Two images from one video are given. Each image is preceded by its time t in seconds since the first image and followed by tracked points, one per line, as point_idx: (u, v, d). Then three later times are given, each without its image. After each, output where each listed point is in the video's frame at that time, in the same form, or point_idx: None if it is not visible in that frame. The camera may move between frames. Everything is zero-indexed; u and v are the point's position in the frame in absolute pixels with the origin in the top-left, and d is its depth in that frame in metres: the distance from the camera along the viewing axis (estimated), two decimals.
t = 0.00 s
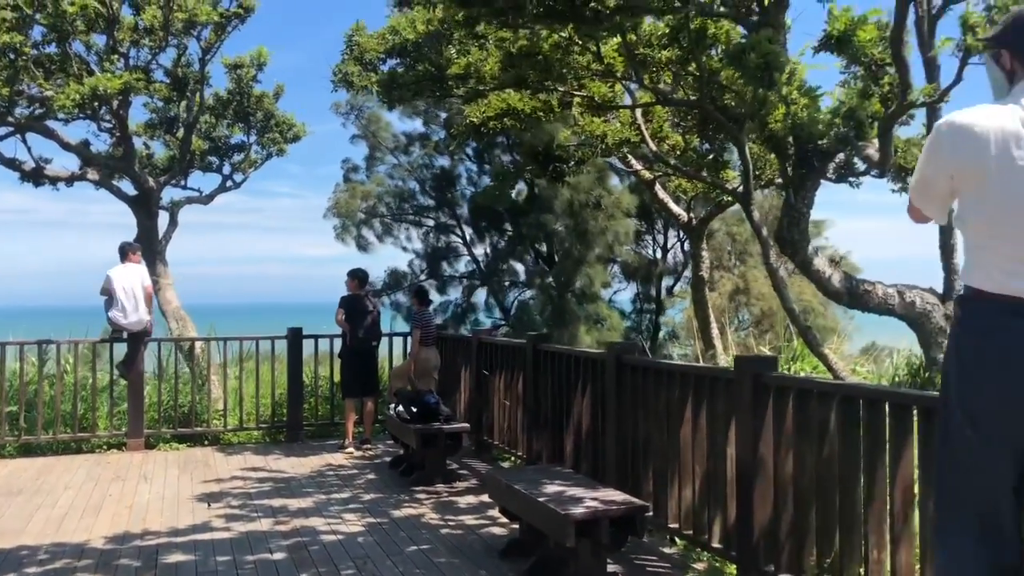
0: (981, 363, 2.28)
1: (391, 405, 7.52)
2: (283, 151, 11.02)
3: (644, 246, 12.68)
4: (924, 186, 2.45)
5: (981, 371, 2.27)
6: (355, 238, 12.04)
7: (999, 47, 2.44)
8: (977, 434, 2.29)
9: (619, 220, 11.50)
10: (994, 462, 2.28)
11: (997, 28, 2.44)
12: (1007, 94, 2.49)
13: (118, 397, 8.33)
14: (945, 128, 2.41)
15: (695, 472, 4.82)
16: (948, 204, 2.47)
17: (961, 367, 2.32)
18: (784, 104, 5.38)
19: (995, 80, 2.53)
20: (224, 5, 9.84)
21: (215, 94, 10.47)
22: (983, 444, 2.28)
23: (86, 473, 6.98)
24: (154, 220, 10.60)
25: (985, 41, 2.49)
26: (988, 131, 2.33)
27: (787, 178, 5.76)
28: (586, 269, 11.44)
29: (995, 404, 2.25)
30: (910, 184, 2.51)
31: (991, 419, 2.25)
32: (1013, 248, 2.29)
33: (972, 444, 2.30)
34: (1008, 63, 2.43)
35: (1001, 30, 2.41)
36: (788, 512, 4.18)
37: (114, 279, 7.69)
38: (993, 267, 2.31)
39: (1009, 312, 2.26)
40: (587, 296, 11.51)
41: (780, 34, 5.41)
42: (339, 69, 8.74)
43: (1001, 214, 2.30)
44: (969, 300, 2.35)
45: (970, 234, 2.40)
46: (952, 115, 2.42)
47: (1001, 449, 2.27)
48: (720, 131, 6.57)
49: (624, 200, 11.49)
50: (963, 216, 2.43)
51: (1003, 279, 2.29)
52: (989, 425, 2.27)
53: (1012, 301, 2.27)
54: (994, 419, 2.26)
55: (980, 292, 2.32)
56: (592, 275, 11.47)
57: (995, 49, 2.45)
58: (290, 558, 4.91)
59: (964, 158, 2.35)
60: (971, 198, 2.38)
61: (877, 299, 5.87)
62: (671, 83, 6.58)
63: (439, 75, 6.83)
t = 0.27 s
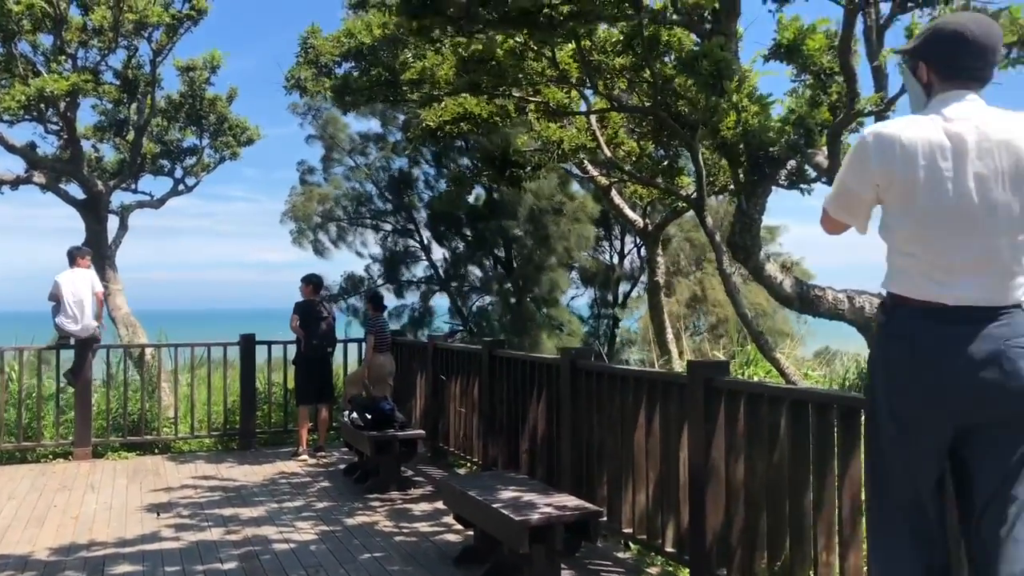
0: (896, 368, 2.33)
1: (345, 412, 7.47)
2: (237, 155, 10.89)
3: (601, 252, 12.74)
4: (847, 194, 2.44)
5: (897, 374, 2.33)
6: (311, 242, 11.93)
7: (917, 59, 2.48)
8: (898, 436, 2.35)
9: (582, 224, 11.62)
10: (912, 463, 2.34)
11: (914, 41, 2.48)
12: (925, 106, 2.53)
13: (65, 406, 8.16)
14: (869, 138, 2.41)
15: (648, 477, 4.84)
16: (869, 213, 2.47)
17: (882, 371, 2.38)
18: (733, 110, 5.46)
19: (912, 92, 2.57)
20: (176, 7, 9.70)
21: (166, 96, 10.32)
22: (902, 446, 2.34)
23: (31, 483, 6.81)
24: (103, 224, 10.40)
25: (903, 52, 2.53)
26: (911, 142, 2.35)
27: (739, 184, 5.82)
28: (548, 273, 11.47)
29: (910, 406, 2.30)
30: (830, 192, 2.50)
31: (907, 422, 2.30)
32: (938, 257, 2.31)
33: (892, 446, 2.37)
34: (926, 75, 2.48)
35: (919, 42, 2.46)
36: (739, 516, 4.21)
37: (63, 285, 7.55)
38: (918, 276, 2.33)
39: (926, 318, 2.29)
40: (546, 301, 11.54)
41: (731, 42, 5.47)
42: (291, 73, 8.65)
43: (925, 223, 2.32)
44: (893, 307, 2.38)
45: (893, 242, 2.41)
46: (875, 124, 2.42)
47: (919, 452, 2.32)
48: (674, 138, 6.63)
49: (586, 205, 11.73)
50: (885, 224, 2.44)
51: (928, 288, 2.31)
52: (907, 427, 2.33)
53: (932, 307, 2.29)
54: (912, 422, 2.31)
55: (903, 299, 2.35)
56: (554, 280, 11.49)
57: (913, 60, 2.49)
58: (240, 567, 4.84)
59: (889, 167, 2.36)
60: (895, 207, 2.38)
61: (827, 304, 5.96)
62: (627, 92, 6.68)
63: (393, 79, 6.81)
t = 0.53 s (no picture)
0: (851, 373, 2.35)
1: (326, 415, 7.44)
2: (217, 157, 10.85)
3: (583, 254, 12.79)
4: (802, 199, 2.43)
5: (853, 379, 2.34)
6: (293, 244, 11.88)
7: (869, 67, 2.50)
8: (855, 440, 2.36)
9: (568, 224, 11.66)
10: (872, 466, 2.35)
11: (866, 49, 2.50)
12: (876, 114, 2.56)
13: (43, 409, 8.09)
14: (825, 143, 2.41)
15: (629, 479, 4.86)
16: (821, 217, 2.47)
17: (838, 377, 2.39)
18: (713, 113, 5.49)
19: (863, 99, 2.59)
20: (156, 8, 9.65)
21: (146, 98, 10.26)
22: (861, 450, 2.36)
23: (8, 487, 6.75)
24: (82, 225, 10.32)
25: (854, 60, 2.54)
26: (868, 148, 2.36)
27: (720, 188, 5.86)
28: (532, 274, 11.51)
29: (868, 410, 2.32)
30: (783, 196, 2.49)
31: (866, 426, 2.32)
32: (893, 263, 2.33)
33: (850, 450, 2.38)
34: (878, 83, 2.50)
35: (871, 51, 2.48)
36: (719, 517, 4.24)
37: (43, 287, 7.52)
38: (874, 282, 2.34)
39: (883, 324, 2.32)
40: (528, 303, 11.55)
41: (711, 46, 5.52)
42: (272, 75, 8.63)
43: (880, 230, 2.34)
44: (850, 313, 2.39)
45: (848, 247, 2.42)
46: (831, 130, 2.42)
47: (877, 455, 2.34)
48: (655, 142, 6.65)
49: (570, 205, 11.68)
50: (838, 229, 2.45)
51: (883, 294, 2.33)
52: (865, 431, 2.34)
53: (891, 312, 2.32)
54: (870, 425, 2.32)
55: (859, 305, 2.37)
56: (540, 279, 11.55)
57: (865, 69, 2.51)
58: (220, 571, 4.81)
59: (845, 173, 2.37)
60: (851, 213, 2.39)
61: (805, 307, 6.03)
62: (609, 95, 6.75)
63: (375, 82, 6.82)
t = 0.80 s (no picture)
0: (841, 375, 2.35)
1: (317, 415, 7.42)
2: (209, 156, 10.82)
3: (575, 255, 12.80)
4: (798, 201, 2.40)
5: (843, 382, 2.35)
6: (283, 244, 11.86)
7: (856, 71, 2.50)
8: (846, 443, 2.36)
9: (559, 224, 11.69)
10: (863, 468, 2.35)
11: (853, 52, 2.50)
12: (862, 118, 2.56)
13: (32, 409, 8.05)
14: (821, 145, 2.39)
15: (620, 480, 4.87)
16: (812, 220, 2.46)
17: (828, 381, 2.39)
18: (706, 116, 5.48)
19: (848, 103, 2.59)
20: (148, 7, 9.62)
21: (137, 96, 10.23)
22: (852, 452, 2.36)
23: None
24: (72, 225, 10.28)
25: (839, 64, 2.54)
26: (865, 151, 2.36)
27: (712, 190, 5.88)
28: (519, 276, 11.46)
29: (860, 413, 2.32)
30: (774, 197, 2.46)
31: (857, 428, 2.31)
32: (889, 267, 2.33)
33: (842, 453, 2.38)
34: (866, 87, 2.50)
35: (858, 54, 2.47)
36: (710, 518, 4.25)
37: (33, 287, 7.47)
38: (869, 285, 2.34)
39: (875, 325, 2.33)
40: (519, 304, 11.54)
41: (704, 48, 5.53)
42: (263, 75, 8.61)
43: (875, 233, 2.34)
44: (843, 316, 2.39)
45: (841, 250, 2.41)
46: (826, 133, 2.41)
47: (868, 456, 2.34)
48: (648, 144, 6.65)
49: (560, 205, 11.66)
50: (832, 232, 2.43)
51: (879, 298, 2.33)
52: (856, 433, 2.34)
53: (884, 315, 2.33)
54: (861, 427, 2.33)
55: (852, 307, 2.37)
56: (528, 282, 11.48)
57: (852, 72, 2.51)
58: (211, 572, 4.80)
59: (842, 176, 2.36)
60: (845, 216, 2.39)
61: (797, 308, 6.06)
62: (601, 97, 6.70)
63: (367, 82, 6.80)
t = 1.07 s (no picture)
0: (833, 376, 2.36)
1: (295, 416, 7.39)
2: (187, 155, 10.76)
3: (555, 258, 12.83)
4: (800, 201, 2.37)
5: (833, 385, 2.35)
6: (260, 246, 11.79)
7: (854, 73, 2.50)
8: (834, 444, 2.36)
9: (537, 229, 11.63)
10: (849, 469, 2.37)
11: (854, 53, 2.49)
12: (856, 120, 2.56)
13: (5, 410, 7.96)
14: (828, 145, 2.36)
15: (598, 482, 4.89)
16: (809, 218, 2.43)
17: (817, 383, 2.39)
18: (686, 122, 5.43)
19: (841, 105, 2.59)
20: (126, 4, 9.54)
21: (115, 95, 10.14)
22: (840, 454, 2.37)
23: None
24: (48, 224, 10.18)
25: (838, 64, 2.53)
26: (871, 153, 2.35)
27: (691, 193, 5.92)
28: (496, 281, 11.44)
29: (850, 415, 2.33)
30: (773, 191, 2.42)
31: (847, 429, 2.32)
32: (886, 272, 2.34)
33: (829, 455, 2.39)
34: (863, 90, 2.50)
35: (860, 56, 2.47)
36: (687, 520, 4.27)
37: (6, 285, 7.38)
38: (867, 290, 2.33)
39: (869, 328, 2.33)
40: (498, 306, 11.53)
41: (683, 52, 5.56)
42: (243, 75, 8.57)
43: (876, 238, 2.34)
44: (835, 319, 2.37)
45: (838, 252, 2.40)
46: (834, 134, 2.38)
47: (855, 458, 2.36)
48: (627, 147, 6.67)
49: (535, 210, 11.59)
50: (828, 233, 2.41)
51: (875, 304, 2.33)
52: (845, 435, 2.35)
53: (875, 319, 2.33)
54: (851, 430, 2.34)
55: (846, 310, 2.36)
56: (501, 288, 11.48)
57: (851, 73, 2.50)
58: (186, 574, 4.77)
59: (848, 178, 2.34)
60: (846, 218, 2.37)
61: (774, 311, 6.11)
62: (580, 101, 6.80)
63: (348, 82, 6.77)
